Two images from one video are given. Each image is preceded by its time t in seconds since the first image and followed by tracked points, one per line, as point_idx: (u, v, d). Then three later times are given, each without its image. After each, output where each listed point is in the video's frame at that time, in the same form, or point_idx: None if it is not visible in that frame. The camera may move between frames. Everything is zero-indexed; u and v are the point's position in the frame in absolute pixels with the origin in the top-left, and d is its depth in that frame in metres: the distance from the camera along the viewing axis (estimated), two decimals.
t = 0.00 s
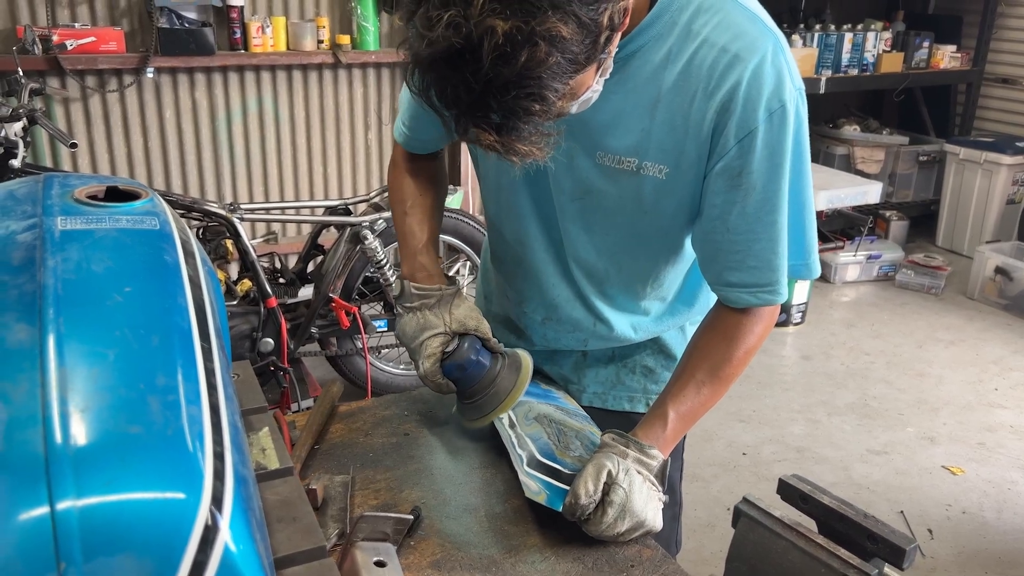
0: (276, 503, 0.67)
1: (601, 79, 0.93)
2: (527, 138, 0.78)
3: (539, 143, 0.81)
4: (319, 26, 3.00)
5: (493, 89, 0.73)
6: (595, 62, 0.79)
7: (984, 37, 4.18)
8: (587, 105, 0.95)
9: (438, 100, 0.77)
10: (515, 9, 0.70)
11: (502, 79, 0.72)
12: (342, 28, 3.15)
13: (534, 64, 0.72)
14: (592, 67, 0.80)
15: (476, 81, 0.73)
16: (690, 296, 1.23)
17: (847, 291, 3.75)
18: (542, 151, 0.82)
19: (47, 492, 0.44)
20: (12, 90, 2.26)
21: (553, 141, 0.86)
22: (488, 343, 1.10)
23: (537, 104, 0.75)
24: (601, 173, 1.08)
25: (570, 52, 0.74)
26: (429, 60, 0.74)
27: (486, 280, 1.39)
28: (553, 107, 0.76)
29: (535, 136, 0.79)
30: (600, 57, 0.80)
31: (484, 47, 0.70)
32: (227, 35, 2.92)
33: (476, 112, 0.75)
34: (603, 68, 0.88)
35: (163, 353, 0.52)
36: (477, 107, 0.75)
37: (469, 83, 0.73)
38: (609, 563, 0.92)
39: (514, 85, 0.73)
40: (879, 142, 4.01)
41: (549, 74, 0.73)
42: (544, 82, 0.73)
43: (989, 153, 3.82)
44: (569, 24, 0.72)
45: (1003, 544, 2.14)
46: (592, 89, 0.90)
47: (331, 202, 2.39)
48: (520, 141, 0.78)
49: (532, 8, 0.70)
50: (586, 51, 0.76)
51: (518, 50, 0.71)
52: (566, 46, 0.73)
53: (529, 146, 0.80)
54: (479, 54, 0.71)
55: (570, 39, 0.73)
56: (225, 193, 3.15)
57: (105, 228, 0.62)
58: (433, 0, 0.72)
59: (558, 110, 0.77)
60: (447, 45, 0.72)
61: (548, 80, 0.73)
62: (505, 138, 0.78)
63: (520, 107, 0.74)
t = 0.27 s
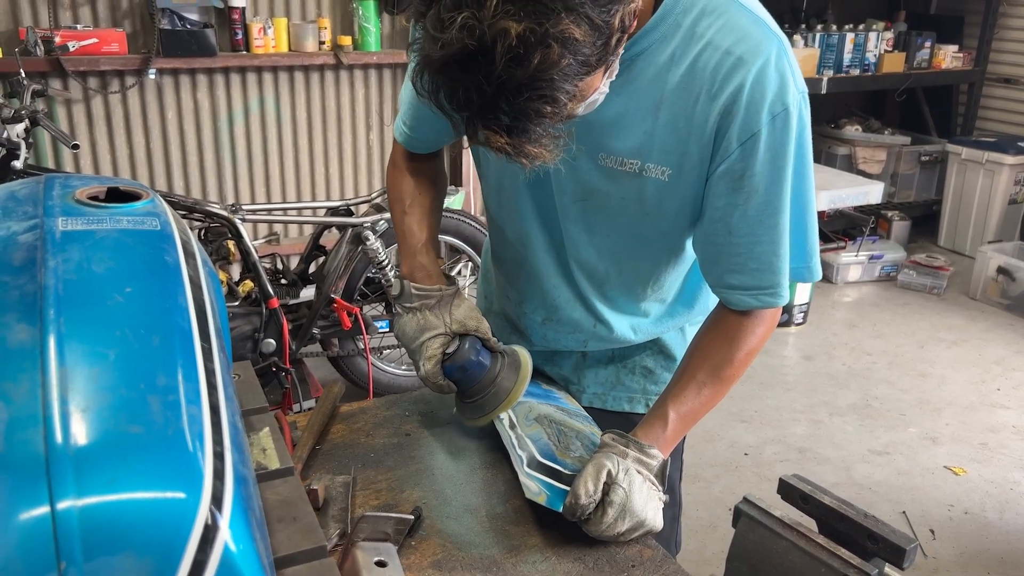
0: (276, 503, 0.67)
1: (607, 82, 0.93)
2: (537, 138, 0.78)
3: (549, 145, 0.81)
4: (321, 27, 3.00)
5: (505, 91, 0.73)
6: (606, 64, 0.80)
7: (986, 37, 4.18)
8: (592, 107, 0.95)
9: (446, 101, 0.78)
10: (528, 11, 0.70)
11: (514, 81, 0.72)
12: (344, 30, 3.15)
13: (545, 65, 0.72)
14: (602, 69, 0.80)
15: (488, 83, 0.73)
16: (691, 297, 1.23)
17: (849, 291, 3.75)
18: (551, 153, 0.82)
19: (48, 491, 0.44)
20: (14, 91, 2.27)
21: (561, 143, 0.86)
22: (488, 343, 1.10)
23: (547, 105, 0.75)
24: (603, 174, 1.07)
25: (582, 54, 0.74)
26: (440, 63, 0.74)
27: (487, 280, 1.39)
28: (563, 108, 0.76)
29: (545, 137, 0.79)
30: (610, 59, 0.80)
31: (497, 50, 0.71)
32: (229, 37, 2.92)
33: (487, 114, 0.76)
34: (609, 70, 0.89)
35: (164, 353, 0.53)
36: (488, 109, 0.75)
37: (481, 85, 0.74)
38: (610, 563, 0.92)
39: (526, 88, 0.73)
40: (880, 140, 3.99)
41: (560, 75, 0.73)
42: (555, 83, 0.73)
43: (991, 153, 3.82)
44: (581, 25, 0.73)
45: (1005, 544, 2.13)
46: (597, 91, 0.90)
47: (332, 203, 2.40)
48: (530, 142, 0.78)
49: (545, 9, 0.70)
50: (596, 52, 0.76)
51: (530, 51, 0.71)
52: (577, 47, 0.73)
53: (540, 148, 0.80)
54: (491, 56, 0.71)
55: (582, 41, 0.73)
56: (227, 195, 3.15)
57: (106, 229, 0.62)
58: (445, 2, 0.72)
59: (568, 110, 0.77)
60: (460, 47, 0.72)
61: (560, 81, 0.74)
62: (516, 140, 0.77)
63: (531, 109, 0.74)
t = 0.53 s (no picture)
0: (277, 503, 0.68)
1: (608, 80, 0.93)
2: (539, 136, 0.78)
3: (551, 143, 0.81)
4: (322, 28, 3.00)
5: (507, 88, 0.73)
6: (608, 61, 0.80)
7: (988, 37, 4.17)
8: (593, 107, 0.95)
9: (447, 98, 0.78)
10: (530, 8, 0.70)
11: (516, 77, 0.72)
12: (345, 30, 3.15)
13: (547, 61, 0.72)
14: (603, 67, 0.80)
15: (491, 81, 0.73)
16: (691, 297, 1.23)
17: (850, 291, 3.74)
18: (553, 151, 0.82)
19: (48, 491, 0.44)
20: (15, 93, 2.27)
21: (563, 141, 0.86)
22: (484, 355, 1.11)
23: (549, 102, 0.75)
24: (604, 174, 1.07)
25: (583, 50, 0.74)
26: (442, 60, 0.74)
27: (487, 281, 1.39)
28: (565, 105, 0.76)
29: (548, 135, 0.79)
30: (612, 56, 0.80)
31: (499, 46, 0.70)
32: (230, 37, 2.92)
33: (489, 112, 0.76)
34: (610, 69, 0.89)
35: (163, 354, 0.53)
36: (491, 107, 0.75)
37: (484, 83, 0.74)
38: (611, 563, 0.92)
39: (527, 84, 0.73)
40: (881, 140, 4.02)
41: (562, 72, 0.73)
42: (557, 79, 0.73)
43: (993, 153, 3.81)
44: (582, 21, 0.73)
45: (1008, 544, 2.13)
46: (598, 89, 0.90)
47: (334, 203, 2.40)
48: (533, 141, 0.78)
49: (546, 6, 0.70)
50: (598, 49, 0.76)
51: (532, 48, 0.71)
52: (579, 43, 0.73)
53: (542, 146, 0.80)
54: (493, 53, 0.71)
55: (584, 38, 0.73)
56: (229, 196, 3.15)
57: (106, 230, 0.62)
58: None
59: (570, 109, 0.77)
60: (463, 44, 0.72)
61: (561, 78, 0.74)
62: (517, 137, 0.78)
63: (533, 106, 0.74)
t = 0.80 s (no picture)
0: (278, 503, 0.68)
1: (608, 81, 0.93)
2: (542, 144, 0.78)
3: (553, 151, 0.81)
4: (323, 29, 3.00)
5: (510, 97, 0.73)
6: (609, 67, 0.80)
7: (989, 36, 4.17)
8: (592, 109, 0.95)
9: (448, 107, 0.78)
10: (531, 14, 0.70)
11: (519, 86, 0.72)
12: (345, 31, 3.15)
13: (550, 69, 0.72)
14: (605, 73, 0.80)
15: (493, 89, 0.73)
16: (691, 298, 1.23)
17: (852, 291, 3.74)
18: (556, 158, 0.82)
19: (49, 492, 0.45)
20: (16, 94, 2.27)
21: (565, 147, 0.86)
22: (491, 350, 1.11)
23: (551, 110, 0.75)
24: (602, 176, 1.07)
25: (586, 58, 0.74)
26: (442, 67, 0.74)
27: (488, 282, 1.39)
28: (568, 111, 0.76)
29: (550, 142, 0.79)
30: (613, 63, 0.80)
31: (502, 56, 0.71)
32: (231, 38, 2.93)
33: (492, 120, 0.76)
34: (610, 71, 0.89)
35: (164, 354, 0.53)
36: (491, 114, 0.75)
37: (485, 91, 0.74)
38: (612, 563, 0.92)
39: (530, 92, 0.73)
40: (882, 140, 4.02)
41: (565, 79, 0.73)
42: (559, 87, 0.73)
43: (994, 152, 3.81)
44: (584, 28, 0.73)
45: (1010, 544, 2.13)
46: (598, 92, 0.90)
47: (335, 204, 2.40)
48: (535, 147, 0.78)
49: (549, 14, 0.70)
50: (600, 56, 0.76)
51: (535, 56, 0.71)
52: (581, 52, 0.74)
53: (544, 153, 0.80)
54: (496, 63, 0.72)
55: (586, 43, 0.73)
56: (230, 197, 3.15)
57: (107, 230, 0.62)
58: (448, 10, 0.73)
59: (573, 115, 0.78)
60: (464, 53, 0.72)
61: (565, 86, 0.74)
62: (521, 145, 0.78)
63: (536, 114, 0.75)
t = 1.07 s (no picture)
0: (280, 503, 0.68)
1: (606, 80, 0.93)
2: (540, 139, 0.78)
3: (551, 146, 0.81)
4: (323, 29, 3.01)
5: (508, 92, 0.73)
6: (607, 63, 0.80)
7: (989, 35, 4.17)
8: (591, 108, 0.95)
9: (447, 103, 0.78)
10: (529, 10, 0.70)
11: (517, 80, 0.72)
12: (346, 31, 3.15)
13: (548, 64, 0.72)
14: (603, 68, 0.80)
15: (491, 84, 0.73)
16: (691, 297, 1.23)
17: (853, 290, 3.74)
18: (554, 154, 0.82)
19: (51, 491, 0.45)
20: (18, 95, 2.28)
21: (564, 143, 0.86)
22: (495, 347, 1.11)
23: (550, 105, 0.75)
24: (602, 175, 1.07)
25: (584, 52, 0.74)
26: (442, 66, 0.74)
27: (488, 281, 1.39)
28: (567, 108, 0.76)
29: (549, 137, 0.79)
30: (611, 58, 0.80)
31: (500, 50, 0.71)
32: (232, 39, 2.93)
33: (490, 116, 0.76)
34: (609, 69, 0.89)
35: (165, 353, 0.53)
36: (492, 111, 0.75)
37: (484, 86, 0.74)
38: (614, 562, 0.92)
39: (529, 87, 0.73)
40: (883, 139, 4.02)
41: (563, 75, 0.73)
42: (558, 82, 0.73)
43: (995, 151, 3.81)
44: (582, 23, 0.73)
45: (1011, 543, 2.12)
46: (597, 90, 0.90)
47: (336, 205, 2.40)
48: (534, 143, 0.78)
49: (545, 9, 0.70)
50: (598, 51, 0.76)
51: (532, 51, 0.71)
52: (579, 46, 0.73)
53: (543, 148, 0.80)
54: (494, 57, 0.72)
55: (584, 39, 0.73)
56: (231, 197, 3.15)
57: (108, 230, 0.62)
58: (446, 4, 0.73)
59: (571, 111, 0.78)
60: (462, 50, 0.72)
61: (562, 80, 0.74)
62: (520, 141, 0.78)
63: (535, 109, 0.74)
